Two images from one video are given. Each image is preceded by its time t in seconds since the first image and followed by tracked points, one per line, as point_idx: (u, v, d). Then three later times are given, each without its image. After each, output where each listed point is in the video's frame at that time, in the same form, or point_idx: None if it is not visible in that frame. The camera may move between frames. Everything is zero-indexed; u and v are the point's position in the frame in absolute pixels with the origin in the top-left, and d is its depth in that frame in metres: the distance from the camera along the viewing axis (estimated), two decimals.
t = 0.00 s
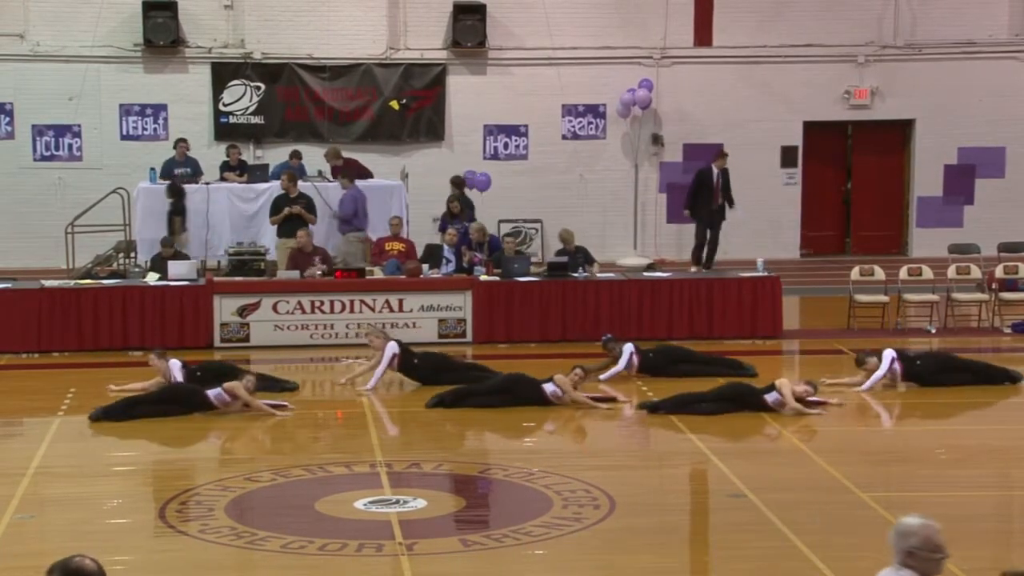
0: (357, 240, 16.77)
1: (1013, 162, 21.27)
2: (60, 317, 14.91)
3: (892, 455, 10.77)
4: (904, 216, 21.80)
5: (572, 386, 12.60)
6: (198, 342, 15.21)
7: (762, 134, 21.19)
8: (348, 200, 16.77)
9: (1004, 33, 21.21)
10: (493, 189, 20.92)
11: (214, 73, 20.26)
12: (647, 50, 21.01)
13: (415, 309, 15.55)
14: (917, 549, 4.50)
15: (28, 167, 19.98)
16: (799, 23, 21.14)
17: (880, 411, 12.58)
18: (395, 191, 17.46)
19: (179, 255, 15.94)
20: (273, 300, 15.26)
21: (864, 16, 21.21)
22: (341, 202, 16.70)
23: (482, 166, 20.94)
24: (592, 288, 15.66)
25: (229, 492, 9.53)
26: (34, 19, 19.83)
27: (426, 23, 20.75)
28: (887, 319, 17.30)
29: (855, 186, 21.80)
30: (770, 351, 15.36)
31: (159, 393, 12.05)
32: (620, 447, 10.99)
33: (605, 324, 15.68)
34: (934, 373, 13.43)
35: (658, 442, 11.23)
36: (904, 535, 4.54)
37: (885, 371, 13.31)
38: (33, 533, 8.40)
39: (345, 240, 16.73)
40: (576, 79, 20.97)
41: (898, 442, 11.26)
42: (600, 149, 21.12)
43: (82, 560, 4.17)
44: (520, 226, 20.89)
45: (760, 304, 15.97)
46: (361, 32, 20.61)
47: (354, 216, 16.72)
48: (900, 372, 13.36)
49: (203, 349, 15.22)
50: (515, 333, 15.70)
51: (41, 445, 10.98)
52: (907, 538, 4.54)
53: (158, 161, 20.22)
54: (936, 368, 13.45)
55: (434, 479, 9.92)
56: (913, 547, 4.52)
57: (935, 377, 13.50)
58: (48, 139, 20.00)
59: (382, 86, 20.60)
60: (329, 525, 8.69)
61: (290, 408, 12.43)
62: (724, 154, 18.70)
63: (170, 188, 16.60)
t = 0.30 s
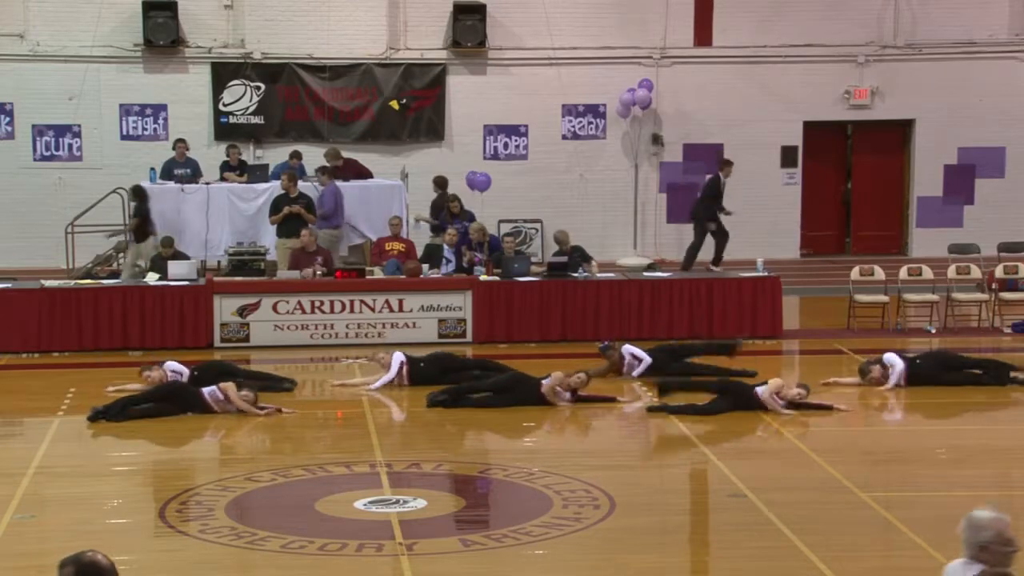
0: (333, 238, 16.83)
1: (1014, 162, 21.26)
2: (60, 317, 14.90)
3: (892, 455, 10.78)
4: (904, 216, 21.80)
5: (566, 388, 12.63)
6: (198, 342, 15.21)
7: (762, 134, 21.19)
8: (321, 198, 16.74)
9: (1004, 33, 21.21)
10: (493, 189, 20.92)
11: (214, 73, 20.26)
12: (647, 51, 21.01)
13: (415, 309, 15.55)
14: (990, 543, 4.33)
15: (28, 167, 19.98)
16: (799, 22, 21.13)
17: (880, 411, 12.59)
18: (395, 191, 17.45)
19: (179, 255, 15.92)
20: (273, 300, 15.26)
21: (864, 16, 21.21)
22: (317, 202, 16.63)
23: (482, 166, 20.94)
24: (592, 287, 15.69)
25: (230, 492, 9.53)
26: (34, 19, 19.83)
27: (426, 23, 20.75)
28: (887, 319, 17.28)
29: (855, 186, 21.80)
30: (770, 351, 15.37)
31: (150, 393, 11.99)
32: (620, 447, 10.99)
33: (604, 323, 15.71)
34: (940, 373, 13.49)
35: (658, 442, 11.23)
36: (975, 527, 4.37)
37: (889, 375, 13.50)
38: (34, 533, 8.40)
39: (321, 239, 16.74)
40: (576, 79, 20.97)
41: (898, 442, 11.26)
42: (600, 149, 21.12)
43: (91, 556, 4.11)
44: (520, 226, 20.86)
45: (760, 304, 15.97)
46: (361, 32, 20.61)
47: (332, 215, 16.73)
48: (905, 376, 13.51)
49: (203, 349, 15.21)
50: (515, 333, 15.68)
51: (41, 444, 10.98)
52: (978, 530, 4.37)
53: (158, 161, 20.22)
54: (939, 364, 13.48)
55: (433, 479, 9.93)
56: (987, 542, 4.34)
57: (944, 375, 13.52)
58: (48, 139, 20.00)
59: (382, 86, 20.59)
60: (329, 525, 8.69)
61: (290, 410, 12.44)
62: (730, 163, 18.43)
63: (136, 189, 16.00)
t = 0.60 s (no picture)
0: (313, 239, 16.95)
1: (1014, 162, 21.26)
2: (60, 318, 14.91)
3: (892, 455, 10.78)
4: (904, 216, 21.80)
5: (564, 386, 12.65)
6: (199, 343, 15.20)
7: (763, 134, 21.19)
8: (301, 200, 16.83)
9: (1004, 33, 21.21)
10: (493, 189, 20.92)
11: (214, 73, 20.26)
12: (647, 51, 21.01)
13: (415, 309, 15.56)
14: None
15: (28, 167, 19.98)
16: (799, 22, 21.13)
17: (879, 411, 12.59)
18: (395, 191, 17.41)
19: (179, 255, 15.92)
20: (273, 300, 15.25)
21: (864, 16, 21.21)
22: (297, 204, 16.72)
23: (482, 166, 20.94)
24: (592, 288, 15.70)
25: (230, 492, 9.54)
26: (34, 19, 19.82)
27: (426, 23, 20.74)
28: (887, 319, 17.27)
29: (855, 186, 21.79)
30: (770, 351, 15.38)
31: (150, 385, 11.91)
32: (620, 447, 10.99)
33: (604, 324, 15.73)
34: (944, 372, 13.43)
35: (658, 442, 11.23)
36: None
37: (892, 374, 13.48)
38: (34, 533, 8.41)
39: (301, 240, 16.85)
40: (576, 79, 20.97)
41: (898, 442, 11.26)
42: (600, 149, 21.12)
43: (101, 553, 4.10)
44: (520, 226, 20.84)
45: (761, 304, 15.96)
46: (361, 32, 20.61)
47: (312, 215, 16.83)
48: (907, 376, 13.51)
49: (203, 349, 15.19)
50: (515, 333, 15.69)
51: (42, 445, 10.98)
52: None
53: (158, 161, 20.22)
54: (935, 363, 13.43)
55: (434, 479, 9.92)
56: None
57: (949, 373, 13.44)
58: (48, 139, 20.00)
59: (382, 86, 20.59)
60: (329, 525, 8.69)
61: (289, 410, 12.44)
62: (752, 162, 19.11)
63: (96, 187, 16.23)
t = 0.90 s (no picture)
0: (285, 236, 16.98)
1: (1014, 162, 21.26)
2: (60, 317, 14.91)
3: (891, 455, 10.78)
4: (904, 216, 21.79)
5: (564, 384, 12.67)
6: (199, 343, 15.14)
7: (763, 134, 21.19)
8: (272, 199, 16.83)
9: (1004, 33, 21.21)
10: (493, 189, 20.92)
11: (214, 73, 20.25)
12: (647, 51, 21.01)
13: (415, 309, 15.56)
14: None
15: (28, 167, 19.98)
16: (799, 22, 21.13)
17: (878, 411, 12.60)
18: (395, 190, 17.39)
19: (179, 255, 15.92)
20: (273, 300, 15.25)
21: (864, 16, 21.21)
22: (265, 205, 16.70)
23: (482, 166, 20.94)
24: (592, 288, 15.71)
25: (230, 492, 9.54)
26: (34, 19, 19.82)
27: (426, 23, 20.74)
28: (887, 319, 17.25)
29: (855, 186, 21.79)
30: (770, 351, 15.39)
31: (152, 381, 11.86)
32: (620, 447, 10.99)
33: (604, 324, 15.75)
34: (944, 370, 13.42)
35: (658, 442, 11.23)
36: None
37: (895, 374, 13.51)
38: (34, 533, 8.41)
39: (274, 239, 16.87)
40: (576, 79, 20.97)
41: (897, 442, 11.26)
42: (600, 149, 21.12)
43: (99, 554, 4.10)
44: (520, 226, 20.84)
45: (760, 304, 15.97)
46: (361, 32, 20.61)
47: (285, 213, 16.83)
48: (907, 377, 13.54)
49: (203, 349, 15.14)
50: (515, 334, 15.70)
51: (41, 445, 10.98)
52: None
53: (158, 161, 20.21)
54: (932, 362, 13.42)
55: (433, 479, 9.92)
56: None
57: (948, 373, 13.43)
58: (48, 139, 20.00)
59: (382, 86, 20.58)
60: (329, 525, 8.69)
61: (290, 410, 12.44)
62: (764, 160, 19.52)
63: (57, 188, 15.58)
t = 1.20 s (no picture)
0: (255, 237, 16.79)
1: (1013, 162, 21.26)
2: (60, 317, 14.91)
3: (891, 455, 10.78)
4: (904, 216, 21.78)
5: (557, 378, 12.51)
6: (199, 343, 15.17)
7: (763, 134, 21.19)
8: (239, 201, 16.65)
9: (1004, 33, 21.21)
10: (493, 189, 20.92)
11: (214, 73, 20.25)
12: (647, 51, 21.01)
13: (415, 309, 15.55)
14: None
15: (27, 167, 19.97)
16: (799, 22, 21.13)
17: (878, 411, 12.61)
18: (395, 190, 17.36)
19: (179, 255, 15.92)
20: (272, 300, 15.23)
21: (864, 16, 21.21)
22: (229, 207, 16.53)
23: (482, 166, 20.94)
24: (592, 287, 15.71)
25: (230, 492, 9.54)
26: (34, 19, 19.82)
27: (426, 23, 20.74)
28: (887, 319, 17.24)
29: (855, 186, 21.78)
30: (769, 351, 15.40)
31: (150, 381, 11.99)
32: (620, 447, 11.00)
33: (603, 324, 15.74)
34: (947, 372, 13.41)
35: (658, 442, 11.23)
36: None
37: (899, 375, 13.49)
38: (33, 533, 8.41)
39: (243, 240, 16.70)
40: (576, 79, 20.97)
41: (897, 442, 11.26)
42: (600, 149, 21.12)
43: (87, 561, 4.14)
44: (520, 226, 20.86)
45: (760, 304, 15.97)
46: (361, 32, 20.60)
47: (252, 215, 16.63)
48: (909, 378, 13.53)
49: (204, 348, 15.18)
50: (515, 334, 15.68)
51: (41, 445, 10.98)
52: None
53: (158, 161, 20.21)
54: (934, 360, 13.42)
55: (434, 479, 9.92)
56: None
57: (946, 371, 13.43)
58: (48, 139, 20.00)
59: (382, 86, 20.58)
60: (329, 525, 8.69)
61: (290, 410, 12.44)
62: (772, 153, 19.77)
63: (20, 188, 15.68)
